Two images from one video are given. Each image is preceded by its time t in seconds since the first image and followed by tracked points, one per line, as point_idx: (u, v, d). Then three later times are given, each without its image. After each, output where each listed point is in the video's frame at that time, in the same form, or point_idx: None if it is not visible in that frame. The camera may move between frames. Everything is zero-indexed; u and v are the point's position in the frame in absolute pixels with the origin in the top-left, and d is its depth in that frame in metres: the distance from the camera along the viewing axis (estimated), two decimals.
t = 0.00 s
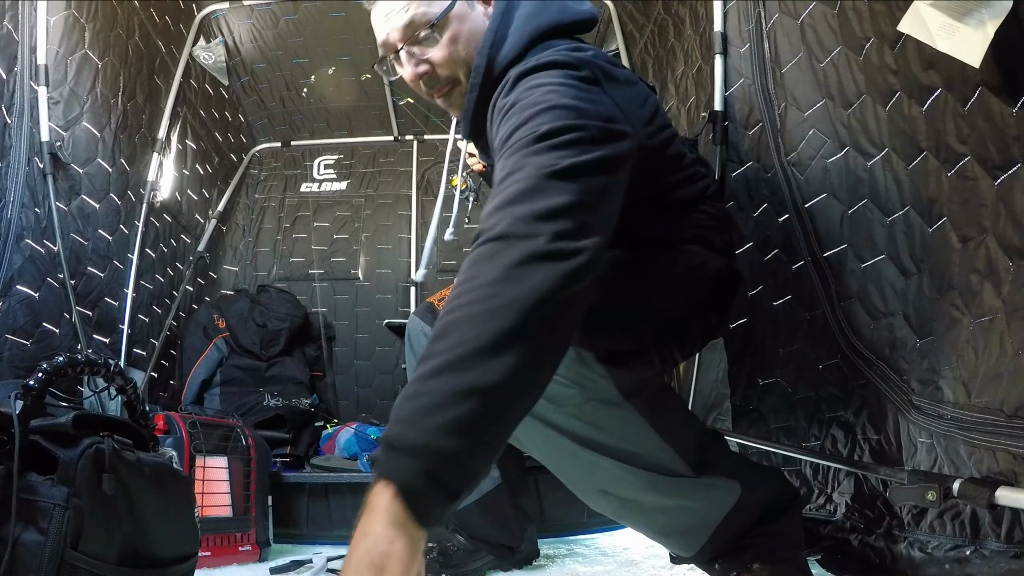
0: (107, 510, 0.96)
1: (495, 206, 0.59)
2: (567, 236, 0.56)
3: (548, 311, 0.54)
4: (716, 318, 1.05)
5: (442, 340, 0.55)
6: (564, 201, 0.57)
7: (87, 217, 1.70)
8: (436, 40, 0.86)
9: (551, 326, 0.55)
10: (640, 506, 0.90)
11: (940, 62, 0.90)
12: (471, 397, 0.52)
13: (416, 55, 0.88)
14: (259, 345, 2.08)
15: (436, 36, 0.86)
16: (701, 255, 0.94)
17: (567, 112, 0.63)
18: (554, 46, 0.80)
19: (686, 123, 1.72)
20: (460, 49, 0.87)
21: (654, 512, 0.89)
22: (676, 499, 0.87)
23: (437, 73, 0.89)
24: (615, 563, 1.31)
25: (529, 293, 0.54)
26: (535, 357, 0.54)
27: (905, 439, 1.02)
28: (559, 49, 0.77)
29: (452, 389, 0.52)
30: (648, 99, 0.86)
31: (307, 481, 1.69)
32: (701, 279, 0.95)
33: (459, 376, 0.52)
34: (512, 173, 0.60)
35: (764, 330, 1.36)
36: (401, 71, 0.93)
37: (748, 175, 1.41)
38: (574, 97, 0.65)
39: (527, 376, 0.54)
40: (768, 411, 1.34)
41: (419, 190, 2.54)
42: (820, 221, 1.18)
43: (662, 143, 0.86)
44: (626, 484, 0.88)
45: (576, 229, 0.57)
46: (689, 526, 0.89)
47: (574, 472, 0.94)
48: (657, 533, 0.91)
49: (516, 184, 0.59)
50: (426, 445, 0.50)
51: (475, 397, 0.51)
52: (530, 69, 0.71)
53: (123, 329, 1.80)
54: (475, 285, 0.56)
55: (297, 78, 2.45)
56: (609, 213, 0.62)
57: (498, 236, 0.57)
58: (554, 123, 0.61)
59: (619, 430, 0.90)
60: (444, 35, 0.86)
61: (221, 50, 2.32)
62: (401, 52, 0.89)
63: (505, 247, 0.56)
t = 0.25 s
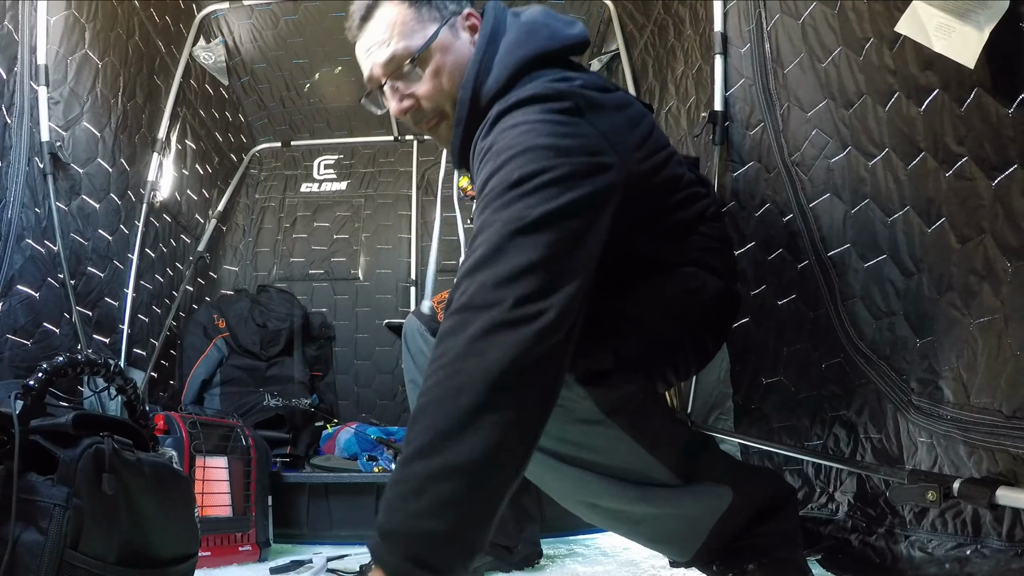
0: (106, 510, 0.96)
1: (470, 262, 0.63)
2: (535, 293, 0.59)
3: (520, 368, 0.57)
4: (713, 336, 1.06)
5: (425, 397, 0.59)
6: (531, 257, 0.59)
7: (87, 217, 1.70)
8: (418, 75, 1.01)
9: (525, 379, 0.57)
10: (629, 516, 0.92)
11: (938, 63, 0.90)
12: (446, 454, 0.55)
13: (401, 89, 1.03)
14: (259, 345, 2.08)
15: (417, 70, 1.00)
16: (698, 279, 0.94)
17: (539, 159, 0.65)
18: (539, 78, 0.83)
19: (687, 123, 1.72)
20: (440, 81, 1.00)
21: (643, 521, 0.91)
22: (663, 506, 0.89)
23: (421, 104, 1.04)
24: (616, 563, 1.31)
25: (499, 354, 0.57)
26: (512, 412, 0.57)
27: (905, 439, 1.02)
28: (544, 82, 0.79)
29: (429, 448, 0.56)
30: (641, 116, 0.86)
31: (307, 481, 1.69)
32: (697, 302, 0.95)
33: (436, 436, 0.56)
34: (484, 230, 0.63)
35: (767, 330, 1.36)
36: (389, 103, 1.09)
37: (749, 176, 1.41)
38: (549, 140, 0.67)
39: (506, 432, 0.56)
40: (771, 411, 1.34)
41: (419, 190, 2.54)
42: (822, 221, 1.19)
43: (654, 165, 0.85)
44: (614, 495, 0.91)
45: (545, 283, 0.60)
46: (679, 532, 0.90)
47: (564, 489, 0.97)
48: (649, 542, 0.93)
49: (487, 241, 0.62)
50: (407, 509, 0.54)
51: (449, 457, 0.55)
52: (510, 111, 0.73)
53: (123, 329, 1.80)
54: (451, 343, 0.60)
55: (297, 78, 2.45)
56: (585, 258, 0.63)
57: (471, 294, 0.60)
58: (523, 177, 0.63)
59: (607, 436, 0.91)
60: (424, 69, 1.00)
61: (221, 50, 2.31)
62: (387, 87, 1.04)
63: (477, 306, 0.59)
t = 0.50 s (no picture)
0: (107, 511, 0.96)
1: (474, 247, 0.62)
2: (541, 273, 0.58)
3: (528, 350, 0.56)
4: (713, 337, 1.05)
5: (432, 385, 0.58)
6: (536, 238, 0.59)
7: (88, 217, 1.70)
8: (416, 71, 1.01)
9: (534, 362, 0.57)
10: (628, 515, 0.92)
11: (940, 63, 0.90)
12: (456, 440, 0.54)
13: (398, 86, 1.03)
14: (259, 345, 2.09)
15: (415, 66, 1.01)
16: (694, 277, 0.93)
17: (540, 145, 0.65)
18: (536, 75, 0.83)
19: (686, 123, 1.72)
20: (438, 78, 1.01)
21: (644, 519, 0.92)
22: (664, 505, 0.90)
23: (418, 102, 1.04)
24: (616, 563, 1.31)
25: (506, 334, 0.56)
26: (522, 394, 0.56)
27: (906, 439, 1.02)
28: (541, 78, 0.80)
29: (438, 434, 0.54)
30: (637, 115, 0.86)
31: (307, 481, 1.70)
32: (694, 302, 0.94)
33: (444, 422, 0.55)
34: (487, 215, 0.62)
35: (767, 330, 1.36)
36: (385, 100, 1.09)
37: (748, 176, 1.41)
38: (549, 128, 0.67)
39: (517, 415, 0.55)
40: (770, 411, 1.34)
41: (419, 190, 2.54)
42: (822, 221, 1.18)
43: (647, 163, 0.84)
44: (614, 494, 0.92)
45: (552, 263, 0.59)
46: (679, 531, 0.91)
47: (564, 487, 0.97)
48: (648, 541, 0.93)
49: (489, 225, 0.61)
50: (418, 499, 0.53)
51: (458, 441, 0.54)
52: (509, 103, 0.74)
53: (123, 329, 1.80)
54: (457, 328, 0.58)
55: (297, 78, 2.46)
56: (590, 240, 0.63)
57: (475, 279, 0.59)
58: (526, 161, 0.63)
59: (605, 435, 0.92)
60: (422, 66, 1.01)
61: (221, 50, 2.31)
62: (384, 83, 1.04)
63: (481, 290, 0.58)
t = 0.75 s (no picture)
0: (106, 511, 0.96)
1: (469, 247, 0.62)
2: (536, 273, 0.58)
3: (522, 349, 0.56)
4: (710, 352, 1.07)
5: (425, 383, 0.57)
6: (532, 237, 0.59)
7: (88, 217, 1.70)
8: (422, 77, 1.02)
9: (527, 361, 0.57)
10: (625, 519, 0.92)
11: (940, 63, 0.90)
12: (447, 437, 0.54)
13: (404, 91, 1.03)
14: (259, 345, 2.10)
15: (421, 72, 1.01)
16: (696, 291, 0.96)
17: (537, 149, 0.65)
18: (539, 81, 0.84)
19: (686, 123, 1.72)
20: (444, 83, 1.01)
21: (640, 525, 0.91)
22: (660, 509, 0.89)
23: (424, 107, 1.05)
24: (616, 563, 1.31)
25: (499, 333, 0.56)
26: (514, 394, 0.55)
27: (906, 439, 1.02)
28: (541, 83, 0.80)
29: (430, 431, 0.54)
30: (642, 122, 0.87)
31: (307, 481, 1.70)
32: (694, 315, 0.96)
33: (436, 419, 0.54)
34: (483, 215, 0.62)
35: (765, 330, 1.36)
36: (392, 105, 1.09)
37: (748, 175, 1.41)
38: (547, 132, 0.68)
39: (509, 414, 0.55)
40: (769, 411, 1.34)
41: (419, 190, 2.54)
42: (821, 221, 1.18)
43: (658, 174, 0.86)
44: (610, 499, 0.92)
45: (547, 263, 0.59)
46: (676, 536, 0.90)
47: (561, 493, 0.97)
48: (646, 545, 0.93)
49: (485, 225, 0.61)
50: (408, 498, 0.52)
51: (448, 439, 0.53)
52: (508, 108, 0.74)
53: (124, 329, 1.80)
54: (451, 326, 0.58)
55: (297, 79, 2.46)
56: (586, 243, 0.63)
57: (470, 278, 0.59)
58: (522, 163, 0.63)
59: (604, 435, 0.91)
60: (428, 71, 1.01)
61: (222, 50, 2.31)
62: (391, 89, 1.05)
63: (475, 289, 0.58)
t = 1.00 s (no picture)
0: (107, 510, 0.96)
1: (499, 217, 0.60)
2: (578, 230, 0.57)
3: (566, 303, 0.54)
4: (709, 361, 1.07)
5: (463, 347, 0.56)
6: (569, 197, 0.58)
7: (87, 217, 1.70)
8: (425, 82, 1.03)
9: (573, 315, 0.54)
10: (624, 520, 0.93)
11: (940, 62, 0.90)
12: (489, 392, 0.52)
13: (408, 96, 1.04)
14: (259, 345, 2.10)
15: (424, 77, 1.02)
16: (695, 300, 0.98)
17: (559, 125, 0.66)
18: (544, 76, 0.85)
19: (686, 123, 1.72)
20: (446, 90, 1.03)
21: (639, 526, 0.92)
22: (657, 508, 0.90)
23: (428, 112, 1.07)
24: (616, 563, 1.31)
25: (542, 288, 0.54)
26: (558, 349, 0.53)
27: (905, 438, 1.02)
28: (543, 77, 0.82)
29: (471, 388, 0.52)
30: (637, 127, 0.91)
31: (307, 481, 1.69)
32: (692, 325, 0.98)
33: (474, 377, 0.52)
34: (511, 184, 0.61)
35: (764, 330, 1.36)
36: (396, 110, 1.11)
37: (747, 175, 1.41)
38: (564, 114, 0.68)
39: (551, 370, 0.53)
40: (768, 411, 1.34)
41: (419, 190, 2.54)
42: (819, 221, 1.19)
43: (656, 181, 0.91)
44: (608, 500, 0.94)
45: (586, 220, 0.58)
46: (675, 536, 0.91)
47: (561, 495, 1.00)
48: (647, 546, 0.94)
49: (516, 192, 0.60)
50: (449, 456, 0.50)
51: (494, 396, 0.51)
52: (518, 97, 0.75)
53: (123, 329, 1.80)
54: (488, 289, 0.56)
55: (296, 79, 2.46)
56: (614, 209, 0.62)
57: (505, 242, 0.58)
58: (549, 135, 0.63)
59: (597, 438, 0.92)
60: (431, 77, 1.02)
61: (221, 50, 2.31)
62: (395, 94, 1.06)
63: (514, 251, 0.57)
